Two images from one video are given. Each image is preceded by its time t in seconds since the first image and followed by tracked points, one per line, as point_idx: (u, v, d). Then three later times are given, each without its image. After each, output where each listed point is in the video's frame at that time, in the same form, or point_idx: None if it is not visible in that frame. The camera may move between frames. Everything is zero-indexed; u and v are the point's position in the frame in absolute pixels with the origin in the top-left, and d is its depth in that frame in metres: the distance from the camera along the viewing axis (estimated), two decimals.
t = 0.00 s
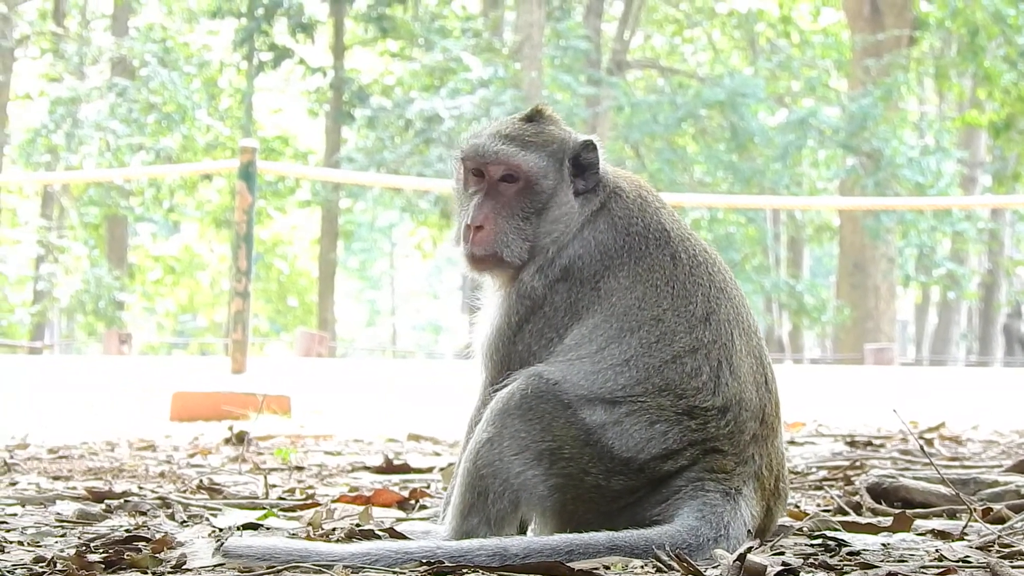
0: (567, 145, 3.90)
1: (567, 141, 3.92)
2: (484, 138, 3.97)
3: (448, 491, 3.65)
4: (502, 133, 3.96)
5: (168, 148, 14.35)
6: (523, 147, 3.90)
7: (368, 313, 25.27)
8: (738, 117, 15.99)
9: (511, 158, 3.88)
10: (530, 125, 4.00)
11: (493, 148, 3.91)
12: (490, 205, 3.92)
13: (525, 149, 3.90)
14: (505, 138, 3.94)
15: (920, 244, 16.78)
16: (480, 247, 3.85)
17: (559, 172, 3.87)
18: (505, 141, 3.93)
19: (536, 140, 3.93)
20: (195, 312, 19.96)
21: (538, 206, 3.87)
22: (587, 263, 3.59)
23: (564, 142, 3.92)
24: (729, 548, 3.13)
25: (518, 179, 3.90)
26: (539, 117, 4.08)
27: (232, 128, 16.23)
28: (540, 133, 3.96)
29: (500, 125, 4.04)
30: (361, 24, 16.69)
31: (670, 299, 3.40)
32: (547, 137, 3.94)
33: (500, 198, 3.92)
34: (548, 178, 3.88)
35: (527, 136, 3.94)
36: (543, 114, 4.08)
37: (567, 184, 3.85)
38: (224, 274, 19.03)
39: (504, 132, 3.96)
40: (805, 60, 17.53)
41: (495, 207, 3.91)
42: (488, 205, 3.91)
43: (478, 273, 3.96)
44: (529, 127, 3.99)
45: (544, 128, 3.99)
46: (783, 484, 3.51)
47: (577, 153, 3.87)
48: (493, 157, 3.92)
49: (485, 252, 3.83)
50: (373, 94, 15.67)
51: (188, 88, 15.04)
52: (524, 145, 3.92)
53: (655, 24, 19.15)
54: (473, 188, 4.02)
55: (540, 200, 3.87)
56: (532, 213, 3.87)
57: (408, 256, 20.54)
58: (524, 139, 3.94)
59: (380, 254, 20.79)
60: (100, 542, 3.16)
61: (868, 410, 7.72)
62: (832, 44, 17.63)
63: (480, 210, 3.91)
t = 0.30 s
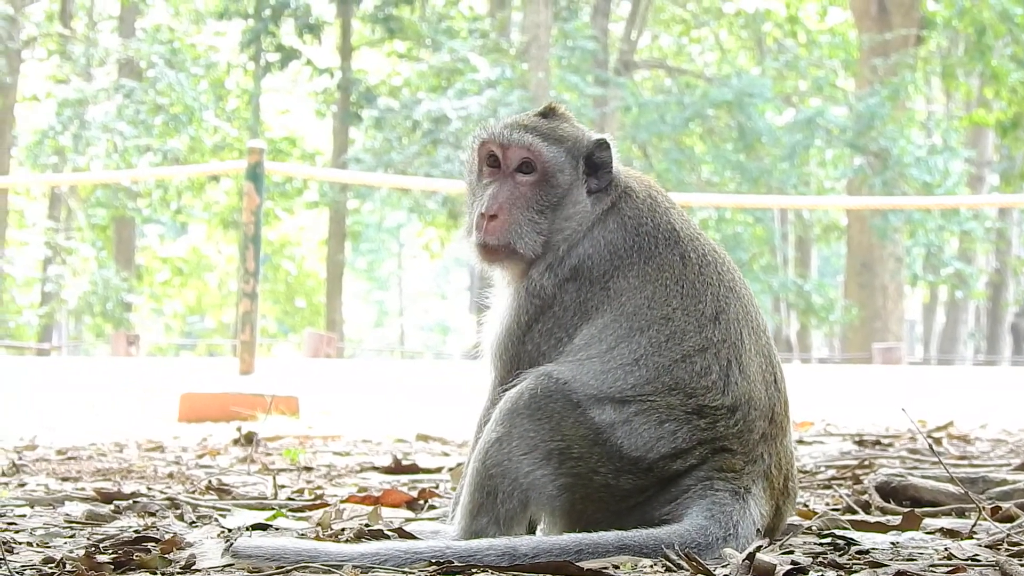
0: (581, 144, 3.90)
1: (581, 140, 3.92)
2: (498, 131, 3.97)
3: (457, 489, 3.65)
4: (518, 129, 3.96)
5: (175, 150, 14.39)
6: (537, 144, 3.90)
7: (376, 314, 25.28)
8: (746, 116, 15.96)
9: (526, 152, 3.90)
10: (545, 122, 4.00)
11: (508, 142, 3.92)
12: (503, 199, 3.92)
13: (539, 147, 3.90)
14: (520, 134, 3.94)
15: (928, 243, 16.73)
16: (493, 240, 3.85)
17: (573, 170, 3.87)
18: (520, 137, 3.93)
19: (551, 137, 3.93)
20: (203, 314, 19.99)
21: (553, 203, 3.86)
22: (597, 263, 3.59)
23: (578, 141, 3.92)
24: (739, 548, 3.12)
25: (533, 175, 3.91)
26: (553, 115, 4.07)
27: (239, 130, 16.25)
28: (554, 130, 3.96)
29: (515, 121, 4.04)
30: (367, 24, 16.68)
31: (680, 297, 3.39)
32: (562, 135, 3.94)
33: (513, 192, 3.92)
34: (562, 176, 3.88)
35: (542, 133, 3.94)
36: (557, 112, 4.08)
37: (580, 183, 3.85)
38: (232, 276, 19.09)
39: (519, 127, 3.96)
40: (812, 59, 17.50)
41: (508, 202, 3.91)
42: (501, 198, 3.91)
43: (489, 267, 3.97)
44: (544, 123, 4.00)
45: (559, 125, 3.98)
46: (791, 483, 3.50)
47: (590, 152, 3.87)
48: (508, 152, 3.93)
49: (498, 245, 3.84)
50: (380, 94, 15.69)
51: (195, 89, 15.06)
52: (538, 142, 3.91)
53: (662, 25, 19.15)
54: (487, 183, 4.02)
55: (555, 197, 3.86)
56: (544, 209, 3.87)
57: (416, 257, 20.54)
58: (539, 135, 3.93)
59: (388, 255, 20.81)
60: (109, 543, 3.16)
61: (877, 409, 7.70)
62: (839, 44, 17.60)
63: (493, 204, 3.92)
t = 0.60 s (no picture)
0: (588, 144, 3.90)
1: (588, 139, 3.92)
2: (506, 129, 3.98)
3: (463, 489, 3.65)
4: (524, 129, 3.97)
5: (182, 150, 14.42)
6: (543, 143, 3.91)
7: (383, 313, 25.28)
8: (753, 116, 15.94)
9: (533, 149, 3.91)
10: (553, 122, 4.01)
11: (515, 140, 3.93)
12: (508, 197, 3.93)
13: (545, 145, 3.91)
14: (527, 133, 3.95)
15: (936, 243, 16.67)
16: (498, 238, 3.86)
17: (580, 170, 3.88)
18: (527, 136, 3.94)
19: (558, 137, 3.94)
20: (210, 314, 20.02)
21: (560, 202, 3.86)
22: (605, 263, 3.59)
23: (585, 140, 3.92)
24: (745, 547, 3.12)
25: (539, 173, 3.92)
26: (560, 115, 4.08)
27: (247, 130, 16.28)
28: (562, 129, 3.97)
29: (523, 121, 4.05)
30: (373, 24, 16.68)
31: (688, 297, 3.39)
32: (569, 134, 3.95)
33: (520, 191, 3.92)
34: (569, 174, 3.88)
35: (549, 132, 3.95)
36: (565, 112, 4.08)
37: (587, 183, 3.85)
38: (240, 275, 19.11)
39: (527, 125, 3.97)
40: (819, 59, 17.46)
41: (515, 200, 3.91)
42: (507, 197, 3.92)
43: (494, 265, 3.97)
44: (551, 122, 4.01)
45: (565, 125, 3.99)
46: (799, 482, 3.50)
47: (598, 153, 3.87)
48: (515, 150, 3.94)
49: (504, 243, 3.84)
50: (387, 94, 15.70)
51: (202, 90, 15.08)
52: (545, 140, 3.92)
53: (669, 24, 19.14)
54: (493, 182, 4.03)
55: (562, 196, 3.87)
56: (551, 207, 3.87)
57: (423, 256, 20.56)
58: (545, 134, 3.94)
59: (395, 255, 20.82)
60: (117, 544, 3.17)
61: (884, 408, 7.68)
62: (847, 43, 17.56)
63: (499, 202, 3.93)
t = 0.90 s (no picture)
0: (588, 144, 3.90)
1: (588, 139, 3.92)
2: (505, 130, 4.00)
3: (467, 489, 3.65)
4: (524, 129, 3.98)
5: (185, 149, 14.41)
6: (542, 144, 3.91)
7: (386, 312, 25.28)
8: (755, 114, 15.91)
9: (532, 149, 3.91)
10: (553, 122, 4.01)
11: (514, 140, 3.94)
12: (507, 196, 3.94)
13: (543, 146, 3.91)
14: (526, 133, 3.95)
15: (939, 241, 16.64)
16: (497, 238, 3.86)
17: (580, 170, 3.87)
18: (526, 136, 3.94)
19: (557, 137, 3.94)
20: (213, 313, 20.02)
21: (561, 202, 3.86)
22: (608, 264, 3.59)
23: (585, 140, 3.92)
24: (750, 548, 3.12)
25: (539, 173, 3.92)
26: (561, 115, 4.08)
27: (249, 129, 16.28)
28: (562, 129, 3.97)
29: (523, 121, 4.05)
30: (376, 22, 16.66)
31: (692, 297, 3.39)
32: (568, 134, 3.94)
33: (519, 191, 3.93)
34: (568, 174, 3.88)
35: (548, 132, 3.95)
36: (566, 112, 4.08)
37: (587, 183, 3.85)
38: (242, 274, 19.12)
39: (526, 126, 3.98)
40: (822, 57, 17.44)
41: (515, 200, 3.92)
42: (508, 197, 3.93)
43: (495, 265, 3.98)
44: (550, 123, 4.01)
45: (565, 125, 3.99)
46: (803, 482, 3.49)
47: (599, 153, 3.86)
48: (515, 151, 3.95)
49: (504, 243, 3.84)
50: (390, 93, 15.70)
51: (205, 88, 15.06)
52: (543, 141, 3.92)
53: (671, 22, 19.15)
54: (493, 183, 4.03)
55: (563, 196, 3.87)
56: (552, 208, 3.87)
57: (425, 255, 20.54)
58: (545, 134, 3.95)
59: (398, 253, 20.82)
60: (121, 545, 3.17)
61: (887, 408, 7.68)
62: (849, 41, 17.54)
63: (498, 202, 3.94)
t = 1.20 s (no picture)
0: (583, 144, 3.89)
1: (585, 139, 3.90)
2: (498, 132, 4.00)
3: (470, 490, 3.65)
4: (516, 131, 3.98)
5: (189, 150, 14.45)
6: (535, 145, 3.91)
7: (390, 314, 25.29)
8: (760, 115, 15.90)
9: (523, 148, 3.92)
10: (548, 123, 4.01)
11: (505, 141, 3.95)
12: (500, 195, 3.94)
13: (535, 147, 3.92)
14: (519, 134, 3.96)
15: (943, 242, 16.61)
16: (491, 238, 3.88)
17: (575, 171, 3.87)
18: (518, 137, 3.95)
19: (549, 137, 3.94)
20: (218, 315, 20.04)
21: (558, 204, 3.86)
22: (608, 266, 3.58)
23: (580, 140, 3.91)
24: (755, 550, 3.12)
25: (532, 173, 3.92)
26: (557, 115, 4.08)
27: (254, 130, 16.31)
28: (555, 129, 3.97)
29: (517, 123, 4.05)
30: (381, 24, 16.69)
31: (693, 300, 3.39)
32: (561, 133, 3.94)
33: (513, 191, 3.93)
34: (561, 174, 3.88)
35: (542, 134, 3.95)
36: (561, 112, 4.08)
37: (582, 183, 3.84)
38: (247, 275, 19.17)
39: (518, 128, 3.98)
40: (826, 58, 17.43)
41: (508, 201, 3.92)
42: (502, 197, 3.93)
43: (492, 265, 3.99)
44: (543, 123, 4.01)
45: (560, 125, 3.99)
46: (807, 484, 3.49)
47: (595, 154, 3.85)
48: (507, 151, 3.96)
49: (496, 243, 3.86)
50: (394, 94, 15.73)
51: (210, 89, 15.09)
52: (536, 142, 3.93)
53: (676, 23, 19.17)
54: (488, 184, 4.04)
55: (559, 197, 3.86)
56: (547, 208, 3.88)
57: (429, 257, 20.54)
58: (539, 135, 3.95)
59: (402, 255, 20.83)
60: (126, 547, 3.17)
61: (891, 409, 7.67)
62: (854, 43, 17.53)
63: (491, 201, 3.94)
